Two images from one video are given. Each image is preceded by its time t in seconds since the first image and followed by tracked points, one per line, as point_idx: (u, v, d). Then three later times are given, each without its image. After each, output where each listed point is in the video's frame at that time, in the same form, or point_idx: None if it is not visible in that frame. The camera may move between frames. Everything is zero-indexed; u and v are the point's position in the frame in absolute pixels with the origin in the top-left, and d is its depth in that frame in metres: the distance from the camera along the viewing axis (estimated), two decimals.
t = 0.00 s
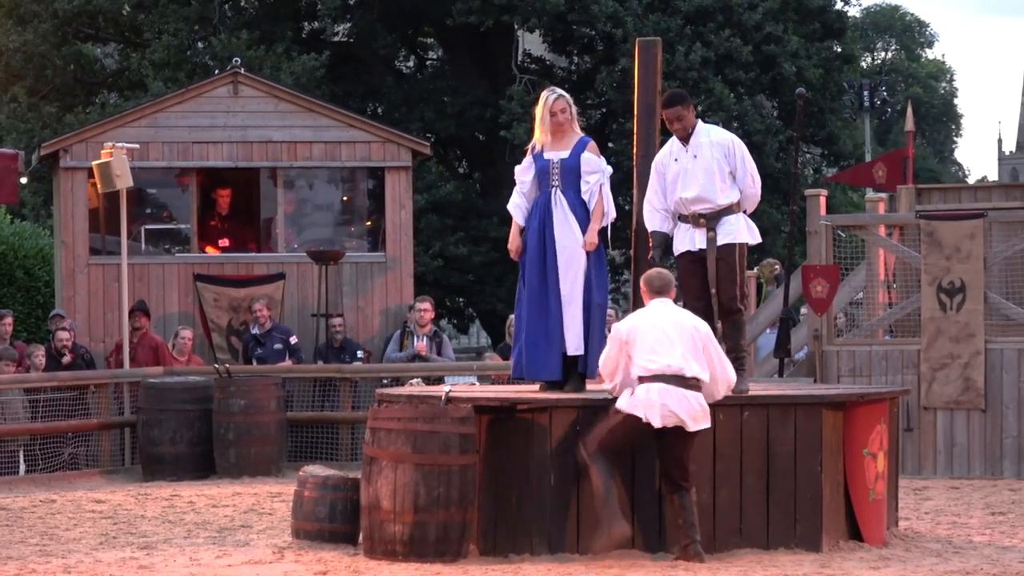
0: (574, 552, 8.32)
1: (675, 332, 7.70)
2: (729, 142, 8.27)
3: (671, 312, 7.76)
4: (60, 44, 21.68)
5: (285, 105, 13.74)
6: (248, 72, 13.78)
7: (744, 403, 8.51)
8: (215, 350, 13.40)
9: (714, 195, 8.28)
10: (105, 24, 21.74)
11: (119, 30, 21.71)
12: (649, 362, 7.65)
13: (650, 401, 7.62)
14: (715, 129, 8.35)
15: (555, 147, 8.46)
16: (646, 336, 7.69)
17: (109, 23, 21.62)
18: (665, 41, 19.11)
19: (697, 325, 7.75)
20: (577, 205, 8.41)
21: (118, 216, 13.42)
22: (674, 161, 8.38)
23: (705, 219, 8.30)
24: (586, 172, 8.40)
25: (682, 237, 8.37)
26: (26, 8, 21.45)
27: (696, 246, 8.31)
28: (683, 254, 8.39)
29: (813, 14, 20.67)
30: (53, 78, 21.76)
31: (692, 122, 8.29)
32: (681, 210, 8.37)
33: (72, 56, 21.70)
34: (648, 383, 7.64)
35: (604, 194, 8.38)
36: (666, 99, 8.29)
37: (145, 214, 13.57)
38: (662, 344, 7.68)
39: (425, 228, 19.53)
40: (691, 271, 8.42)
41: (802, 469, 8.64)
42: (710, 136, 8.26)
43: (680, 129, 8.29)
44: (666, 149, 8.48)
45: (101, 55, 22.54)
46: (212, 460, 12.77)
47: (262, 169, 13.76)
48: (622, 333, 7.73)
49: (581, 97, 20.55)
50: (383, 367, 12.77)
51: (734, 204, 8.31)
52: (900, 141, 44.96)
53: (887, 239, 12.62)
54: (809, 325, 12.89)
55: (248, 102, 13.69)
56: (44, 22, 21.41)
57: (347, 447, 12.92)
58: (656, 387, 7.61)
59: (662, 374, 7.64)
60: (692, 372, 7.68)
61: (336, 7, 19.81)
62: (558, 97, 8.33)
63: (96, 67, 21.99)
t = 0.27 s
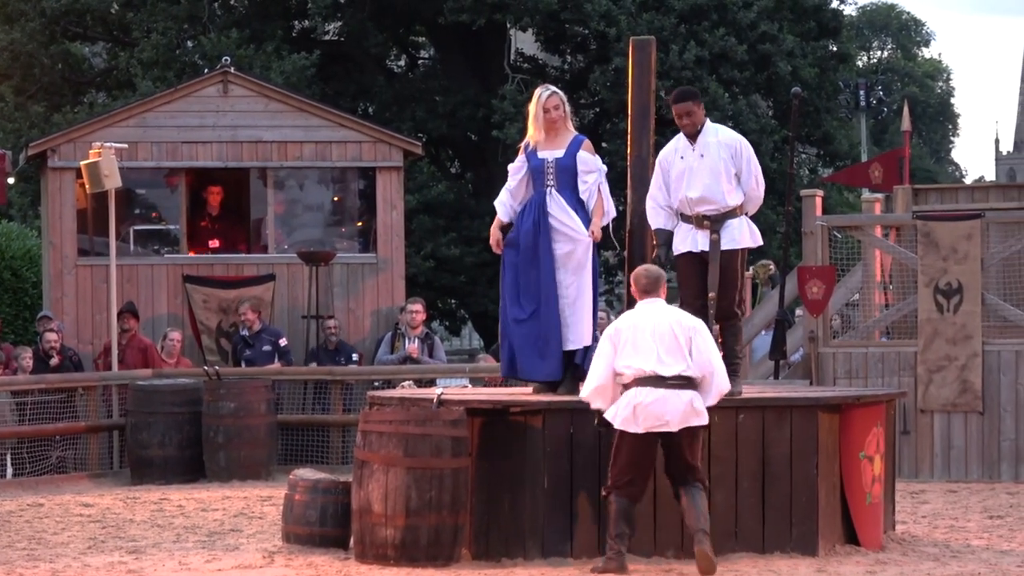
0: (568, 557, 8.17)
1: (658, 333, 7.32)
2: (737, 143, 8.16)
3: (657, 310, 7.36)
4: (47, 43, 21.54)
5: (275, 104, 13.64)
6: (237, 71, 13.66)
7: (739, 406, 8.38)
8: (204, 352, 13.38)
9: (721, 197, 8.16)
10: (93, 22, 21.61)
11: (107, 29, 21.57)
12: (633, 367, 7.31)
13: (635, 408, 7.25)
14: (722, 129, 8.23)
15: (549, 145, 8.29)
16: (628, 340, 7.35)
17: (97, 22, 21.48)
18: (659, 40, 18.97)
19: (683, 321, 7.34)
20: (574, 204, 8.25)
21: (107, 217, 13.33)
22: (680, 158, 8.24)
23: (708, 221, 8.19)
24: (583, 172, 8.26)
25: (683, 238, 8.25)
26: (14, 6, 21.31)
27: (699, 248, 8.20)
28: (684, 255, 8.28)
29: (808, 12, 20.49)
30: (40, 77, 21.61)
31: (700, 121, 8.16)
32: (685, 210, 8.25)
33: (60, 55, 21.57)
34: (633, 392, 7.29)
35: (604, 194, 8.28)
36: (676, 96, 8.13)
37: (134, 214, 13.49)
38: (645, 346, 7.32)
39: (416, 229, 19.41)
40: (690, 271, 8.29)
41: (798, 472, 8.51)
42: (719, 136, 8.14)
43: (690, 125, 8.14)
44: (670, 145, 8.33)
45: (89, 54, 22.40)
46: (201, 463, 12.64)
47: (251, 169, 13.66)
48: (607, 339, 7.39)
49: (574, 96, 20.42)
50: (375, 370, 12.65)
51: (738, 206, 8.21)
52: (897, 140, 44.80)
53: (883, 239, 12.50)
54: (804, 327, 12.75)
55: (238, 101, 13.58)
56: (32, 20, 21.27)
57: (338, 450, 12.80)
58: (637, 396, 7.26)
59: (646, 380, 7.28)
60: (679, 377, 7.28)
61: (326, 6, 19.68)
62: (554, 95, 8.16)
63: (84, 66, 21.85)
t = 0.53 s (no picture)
0: (564, 563, 7.93)
1: (666, 336, 6.89)
2: (748, 143, 8.02)
3: (667, 312, 6.92)
4: (33, 41, 21.30)
5: (265, 103, 13.51)
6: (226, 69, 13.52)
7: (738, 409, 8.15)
8: (193, 355, 13.24)
9: (730, 197, 8.02)
10: (78, 19, 21.37)
11: (93, 26, 21.34)
12: (637, 372, 6.89)
13: (636, 415, 6.85)
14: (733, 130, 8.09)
15: (542, 144, 8.05)
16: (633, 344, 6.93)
17: (82, 19, 21.25)
18: (656, 38, 18.75)
19: (694, 326, 6.91)
20: (569, 204, 8.01)
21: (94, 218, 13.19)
22: (689, 155, 8.08)
23: (716, 223, 8.04)
24: (577, 172, 8.01)
25: (689, 238, 8.10)
26: None
27: (705, 249, 8.05)
28: (688, 255, 8.13)
29: (808, 8, 20.19)
30: (26, 75, 21.37)
31: (712, 120, 8.01)
32: (692, 209, 8.10)
33: (45, 53, 21.33)
34: (636, 398, 6.87)
35: (599, 194, 8.04)
36: (689, 93, 7.97)
37: (121, 215, 13.37)
38: (651, 351, 6.90)
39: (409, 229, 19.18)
40: (694, 269, 8.17)
41: (798, 478, 8.28)
42: (731, 135, 8.00)
43: (701, 122, 7.99)
44: (677, 142, 8.18)
45: (75, 52, 22.17)
46: (190, 468, 12.41)
47: (241, 169, 13.52)
48: (612, 340, 6.97)
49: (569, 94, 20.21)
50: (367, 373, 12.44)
51: (745, 208, 8.07)
52: (897, 139, 44.46)
53: (885, 240, 12.26)
54: (804, 330, 12.51)
55: (227, 100, 13.45)
56: (17, 18, 21.03)
57: (330, 455, 12.59)
58: (640, 403, 6.84)
59: (650, 387, 6.85)
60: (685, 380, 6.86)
61: (317, 3, 19.43)
62: (548, 92, 7.94)
63: (70, 64, 21.61)
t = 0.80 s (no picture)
0: (561, 570, 7.68)
1: (654, 351, 6.60)
2: (749, 140, 7.72)
3: (660, 325, 6.62)
4: (19, 39, 21.06)
5: (255, 102, 13.37)
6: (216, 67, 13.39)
7: (738, 413, 7.90)
8: (183, 360, 13.06)
9: (732, 196, 7.70)
10: (65, 17, 21.13)
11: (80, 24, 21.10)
12: (635, 388, 6.63)
13: (632, 432, 6.64)
14: (734, 126, 7.77)
15: (540, 144, 7.80)
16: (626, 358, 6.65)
17: (69, 17, 21.01)
18: (654, 34, 18.49)
19: (682, 349, 6.59)
20: (566, 206, 7.76)
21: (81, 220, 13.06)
22: (689, 152, 7.75)
23: (716, 221, 7.71)
24: (572, 175, 7.75)
25: (689, 237, 7.76)
26: None
27: (706, 248, 7.72)
28: (688, 255, 7.80)
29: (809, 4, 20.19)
30: (12, 74, 21.12)
31: (712, 115, 7.69)
32: (692, 207, 7.77)
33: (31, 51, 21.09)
34: (634, 416, 6.64)
35: (590, 200, 7.79)
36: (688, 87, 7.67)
37: (109, 217, 13.22)
38: (648, 365, 6.62)
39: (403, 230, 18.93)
40: (694, 270, 7.85)
41: (799, 483, 8.02)
42: (733, 131, 7.68)
43: (700, 119, 7.68)
44: (677, 138, 7.84)
45: (62, 50, 21.92)
46: (180, 475, 12.16)
47: (231, 169, 13.39)
48: (610, 349, 6.68)
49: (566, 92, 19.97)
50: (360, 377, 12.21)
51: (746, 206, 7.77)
52: (899, 136, 44.17)
53: (888, 240, 12.04)
54: (805, 332, 12.29)
55: (216, 99, 13.31)
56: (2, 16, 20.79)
57: (322, 460, 12.36)
58: (637, 421, 6.61)
59: (649, 404, 6.61)
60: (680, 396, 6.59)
61: None
62: (544, 91, 7.68)
63: (56, 62, 21.38)
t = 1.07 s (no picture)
0: None
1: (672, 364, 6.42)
2: (743, 139, 7.48)
3: (675, 343, 6.46)
4: (8, 37, 20.88)
5: (250, 101, 13.16)
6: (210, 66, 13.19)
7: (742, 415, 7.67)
8: (176, 364, 12.80)
9: (725, 196, 7.49)
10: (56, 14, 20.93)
11: (71, 22, 20.91)
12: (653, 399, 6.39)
13: (648, 443, 6.38)
14: (729, 124, 7.55)
15: (539, 143, 7.58)
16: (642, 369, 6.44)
17: (60, 14, 20.81)
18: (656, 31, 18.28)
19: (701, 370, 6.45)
20: (565, 206, 7.52)
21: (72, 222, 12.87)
22: (683, 152, 7.57)
23: (711, 221, 7.52)
24: (577, 172, 7.49)
25: (684, 238, 7.57)
26: None
27: (700, 250, 7.52)
28: (685, 257, 7.60)
29: None
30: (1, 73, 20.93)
31: (705, 114, 7.51)
32: (686, 208, 7.57)
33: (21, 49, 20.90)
34: (651, 426, 6.38)
35: (602, 194, 7.52)
36: (680, 85, 7.53)
37: (101, 218, 12.99)
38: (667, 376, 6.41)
39: (400, 232, 18.71)
40: (694, 272, 7.63)
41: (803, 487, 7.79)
42: (725, 130, 7.47)
43: (691, 118, 7.51)
44: (675, 138, 7.67)
45: (53, 48, 21.73)
46: (174, 481, 11.93)
47: (225, 169, 13.18)
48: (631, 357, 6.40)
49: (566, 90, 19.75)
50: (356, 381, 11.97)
51: (743, 206, 7.54)
52: (906, 135, 43.86)
53: (894, 240, 11.81)
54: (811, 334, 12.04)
55: (210, 97, 13.12)
56: None
57: (319, 466, 12.14)
58: (655, 432, 6.36)
59: (669, 415, 6.37)
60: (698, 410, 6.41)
61: None
62: (544, 89, 7.46)
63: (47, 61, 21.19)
